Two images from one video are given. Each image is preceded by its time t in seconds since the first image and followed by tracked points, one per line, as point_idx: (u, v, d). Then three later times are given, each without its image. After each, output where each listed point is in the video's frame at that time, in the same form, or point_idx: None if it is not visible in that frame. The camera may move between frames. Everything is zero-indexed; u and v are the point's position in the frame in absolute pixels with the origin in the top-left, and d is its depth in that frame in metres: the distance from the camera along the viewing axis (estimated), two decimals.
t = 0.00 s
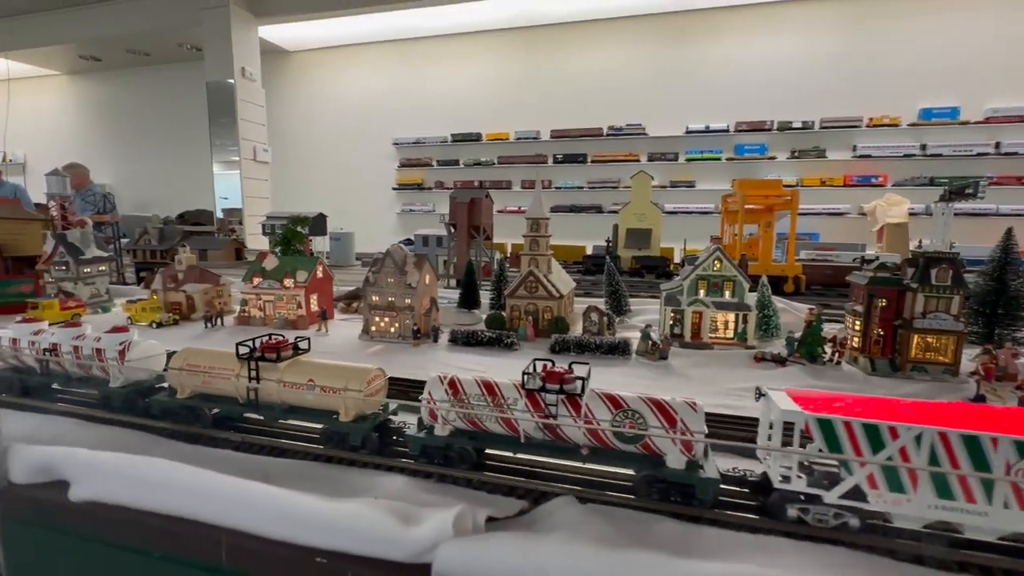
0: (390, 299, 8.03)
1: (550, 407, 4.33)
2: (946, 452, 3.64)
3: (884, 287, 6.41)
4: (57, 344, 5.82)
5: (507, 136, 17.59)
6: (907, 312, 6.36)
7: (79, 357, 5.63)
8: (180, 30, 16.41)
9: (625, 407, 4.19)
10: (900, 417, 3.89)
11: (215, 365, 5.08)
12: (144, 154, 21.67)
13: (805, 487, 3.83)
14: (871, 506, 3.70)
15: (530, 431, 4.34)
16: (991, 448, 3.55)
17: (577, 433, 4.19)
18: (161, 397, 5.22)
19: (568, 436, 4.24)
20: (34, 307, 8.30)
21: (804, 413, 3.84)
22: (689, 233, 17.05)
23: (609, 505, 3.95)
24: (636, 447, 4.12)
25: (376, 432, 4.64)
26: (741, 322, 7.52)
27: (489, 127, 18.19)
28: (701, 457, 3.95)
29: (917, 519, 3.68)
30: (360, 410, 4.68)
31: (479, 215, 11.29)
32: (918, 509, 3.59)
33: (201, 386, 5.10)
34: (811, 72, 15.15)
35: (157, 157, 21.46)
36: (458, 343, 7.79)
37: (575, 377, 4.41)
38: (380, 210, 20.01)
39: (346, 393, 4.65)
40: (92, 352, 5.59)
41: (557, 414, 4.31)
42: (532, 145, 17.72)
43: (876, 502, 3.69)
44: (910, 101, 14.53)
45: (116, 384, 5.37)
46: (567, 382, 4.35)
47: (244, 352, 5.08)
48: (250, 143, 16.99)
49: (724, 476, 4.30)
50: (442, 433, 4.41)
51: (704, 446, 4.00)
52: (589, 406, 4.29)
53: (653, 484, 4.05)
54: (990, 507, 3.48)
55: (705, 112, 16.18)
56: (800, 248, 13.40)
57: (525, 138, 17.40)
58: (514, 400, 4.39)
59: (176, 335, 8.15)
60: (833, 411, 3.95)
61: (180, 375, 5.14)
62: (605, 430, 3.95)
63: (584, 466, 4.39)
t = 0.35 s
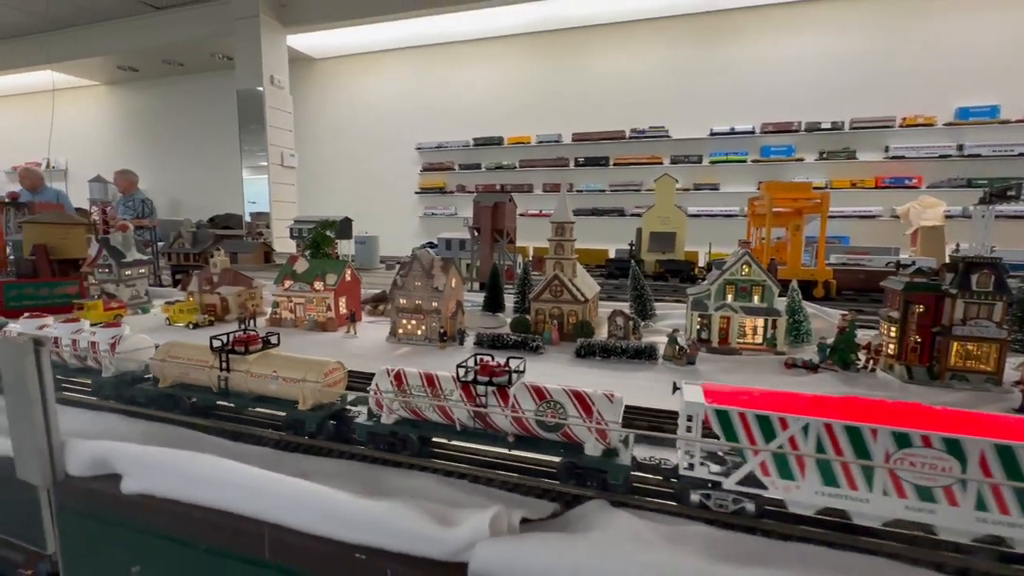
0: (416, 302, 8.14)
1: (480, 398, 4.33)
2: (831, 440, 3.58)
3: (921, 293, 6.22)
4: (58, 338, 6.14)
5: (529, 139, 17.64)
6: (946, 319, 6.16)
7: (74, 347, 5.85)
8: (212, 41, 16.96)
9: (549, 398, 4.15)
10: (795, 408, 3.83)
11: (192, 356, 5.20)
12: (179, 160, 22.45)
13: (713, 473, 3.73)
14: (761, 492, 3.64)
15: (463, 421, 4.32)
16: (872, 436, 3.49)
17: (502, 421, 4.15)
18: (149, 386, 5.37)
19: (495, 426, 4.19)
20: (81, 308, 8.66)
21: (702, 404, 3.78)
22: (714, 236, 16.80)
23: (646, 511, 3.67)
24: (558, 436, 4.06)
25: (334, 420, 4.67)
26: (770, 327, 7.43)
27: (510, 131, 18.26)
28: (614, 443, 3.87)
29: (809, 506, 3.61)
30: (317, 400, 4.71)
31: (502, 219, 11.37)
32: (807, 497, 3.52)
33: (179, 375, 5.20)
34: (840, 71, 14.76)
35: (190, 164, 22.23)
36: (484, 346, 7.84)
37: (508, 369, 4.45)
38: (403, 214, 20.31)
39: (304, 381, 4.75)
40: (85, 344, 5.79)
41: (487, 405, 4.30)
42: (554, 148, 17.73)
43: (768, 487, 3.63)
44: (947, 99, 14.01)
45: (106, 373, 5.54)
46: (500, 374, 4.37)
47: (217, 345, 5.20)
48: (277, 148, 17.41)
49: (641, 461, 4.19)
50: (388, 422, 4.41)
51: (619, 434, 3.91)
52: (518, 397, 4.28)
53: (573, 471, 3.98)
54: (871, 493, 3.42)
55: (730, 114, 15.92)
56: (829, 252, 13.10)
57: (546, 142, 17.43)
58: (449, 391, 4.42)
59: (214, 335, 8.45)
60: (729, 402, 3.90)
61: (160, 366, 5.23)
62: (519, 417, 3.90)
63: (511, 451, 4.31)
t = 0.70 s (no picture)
0: (437, 301, 8.21)
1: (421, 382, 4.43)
2: (722, 418, 3.52)
3: (950, 293, 6.11)
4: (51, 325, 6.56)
5: (544, 141, 17.65)
6: (977, 320, 6.04)
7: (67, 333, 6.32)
8: (234, 46, 17.30)
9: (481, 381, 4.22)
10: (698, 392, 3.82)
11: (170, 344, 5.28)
12: (201, 164, 22.96)
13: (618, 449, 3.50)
14: (658, 467, 3.44)
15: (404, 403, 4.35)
16: (759, 413, 3.45)
17: (434, 403, 4.12)
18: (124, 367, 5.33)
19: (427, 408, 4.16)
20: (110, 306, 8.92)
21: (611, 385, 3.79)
22: (732, 238, 16.62)
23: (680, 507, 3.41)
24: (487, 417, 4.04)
25: (295, 404, 4.71)
26: (794, 328, 7.35)
27: (525, 132, 18.30)
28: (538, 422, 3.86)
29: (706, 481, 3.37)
30: (279, 382, 4.74)
31: (519, 220, 11.40)
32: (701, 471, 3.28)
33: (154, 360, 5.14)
34: (861, 69, 14.51)
35: (210, 167, 22.71)
36: (504, 345, 7.87)
37: (447, 355, 4.58)
38: (418, 216, 20.48)
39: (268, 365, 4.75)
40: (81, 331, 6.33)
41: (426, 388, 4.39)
42: (568, 150, 17.72)
43: (668, 463, 3.41)
44: (973, 97, 13.69)
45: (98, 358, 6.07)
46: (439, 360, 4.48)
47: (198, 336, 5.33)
48: (296, 151, 17.70)
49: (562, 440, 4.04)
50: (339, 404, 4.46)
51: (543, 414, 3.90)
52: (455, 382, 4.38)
53: (502, 451, 3.99)
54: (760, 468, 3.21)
55: (748, 114, 15.74)
56: (852, 253, 12.88)
57: (561, 143, 17.44)
58: (393, 374, 4.53)
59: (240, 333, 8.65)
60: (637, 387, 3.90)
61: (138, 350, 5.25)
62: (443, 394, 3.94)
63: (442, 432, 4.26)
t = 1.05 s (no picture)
0: (447, 302, 8.25)
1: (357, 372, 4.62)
2: (613, 402, 3.59)
3: (965, 295, 6.02)
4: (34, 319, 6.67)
5: (552, 142, 17.66)
6: (993, 322, 5.96)
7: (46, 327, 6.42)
8: (246, 50, 17.53)
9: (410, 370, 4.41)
10: (593, 377, 3.86)
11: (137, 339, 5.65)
12: (213, 166, 23.25)
13: (525, 431, 3.70)
14: (559, 448, 3.68)
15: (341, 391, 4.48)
16: (643, 397, 3.48)
17: (365, 390, 4.28)
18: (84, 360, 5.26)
19: (360, 395, 4.32)
20: (126, 307, 9.07)
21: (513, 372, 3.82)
22: (742, 239, 16.51)
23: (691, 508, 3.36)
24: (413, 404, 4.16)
25: (246, 392, 4.80)
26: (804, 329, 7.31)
27: (534, 134, 18.34)
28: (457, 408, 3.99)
29: (601, 460, 3.65)
30: (233, 372, 4.84)
31: (528, 221, 11.42)
32: (595, 453, 3.55)
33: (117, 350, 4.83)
34: (873, 68, 14.36)
35: (222, 169, 23.02)
36: (513, 346, 7.88)
37: (382, 349, 4.83)
38: (427, 217, 20.58)
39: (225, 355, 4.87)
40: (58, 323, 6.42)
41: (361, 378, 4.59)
42: (577, 151, 17.73)
43: (568, 445, 3.64)
44: (988, 97, 13.50)
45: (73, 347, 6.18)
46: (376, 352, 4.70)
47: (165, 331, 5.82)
48: (306, 154, 17.87)
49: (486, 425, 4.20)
50: (284, 391, 4.55)
51: (463, 400, 4.02)
52: (387, 371, 4.57)
53: (427, 434, 4.15)
54: (644, 449, 3.45)
55: (758, 114, 15.65)
56: (864, 254, 12.75)
57: (570, 144, 17.46)
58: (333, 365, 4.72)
59: (253, 333, 8.76)
60: (538, 372, 3.95)
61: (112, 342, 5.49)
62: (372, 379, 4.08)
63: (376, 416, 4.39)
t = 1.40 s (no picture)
0: (451, 302, 8.25)
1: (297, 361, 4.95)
2: (515, 387, 3.82)
3: (972, 295, 5.98)
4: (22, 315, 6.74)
5: (556, 143, 17.68)
6: (1002, 322, 5.90)
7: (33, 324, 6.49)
8: (251, 51, 17.65)
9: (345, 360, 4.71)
10: (502, 364, 4.09)
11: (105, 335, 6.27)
12: (220, 167, 23.41)
13: (442, 416, 4.00)
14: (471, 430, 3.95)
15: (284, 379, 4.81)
16: (540, 381, 3.71)
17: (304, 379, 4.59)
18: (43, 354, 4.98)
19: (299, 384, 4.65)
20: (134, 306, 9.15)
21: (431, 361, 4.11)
22: (747, 239, 16.45)
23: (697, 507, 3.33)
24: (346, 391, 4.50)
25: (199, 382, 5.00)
26: (810, 330, 7.29)
27: (538, 134, 18.36)
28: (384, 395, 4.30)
29: (509, 441, 3.90)
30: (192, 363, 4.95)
31: (533, 221, 11.44)
32: (500, 434, 3.82)
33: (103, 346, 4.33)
34: (879, 67, 14.29)
35: (228, 170, 23.18)
36: (517, 346, 7.89)
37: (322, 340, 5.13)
38: (431, 217, 20.62)
39: (181, 347, 4.96)
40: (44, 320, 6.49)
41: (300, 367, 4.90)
42: (581, 151, 17.74)
43: (478, 427, 3.92)
44: (996, 96, 13.40)
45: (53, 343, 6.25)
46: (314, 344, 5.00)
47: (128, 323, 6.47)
48: (311, 154, 17.96)
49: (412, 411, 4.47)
50: (232, 379, 4.90)
51: (390, 388, 4.33)
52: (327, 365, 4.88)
53: (359, 419, 4.46)
54: (543, 429, 3.70)
55: (763, 114, 15.60)
56: (871, 254, 12.68)
57: (574, 145, 17.47)
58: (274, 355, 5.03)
59: (259, 332, 8.82)
60: (455, 360, 4.20)
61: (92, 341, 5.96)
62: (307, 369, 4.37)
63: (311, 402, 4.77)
